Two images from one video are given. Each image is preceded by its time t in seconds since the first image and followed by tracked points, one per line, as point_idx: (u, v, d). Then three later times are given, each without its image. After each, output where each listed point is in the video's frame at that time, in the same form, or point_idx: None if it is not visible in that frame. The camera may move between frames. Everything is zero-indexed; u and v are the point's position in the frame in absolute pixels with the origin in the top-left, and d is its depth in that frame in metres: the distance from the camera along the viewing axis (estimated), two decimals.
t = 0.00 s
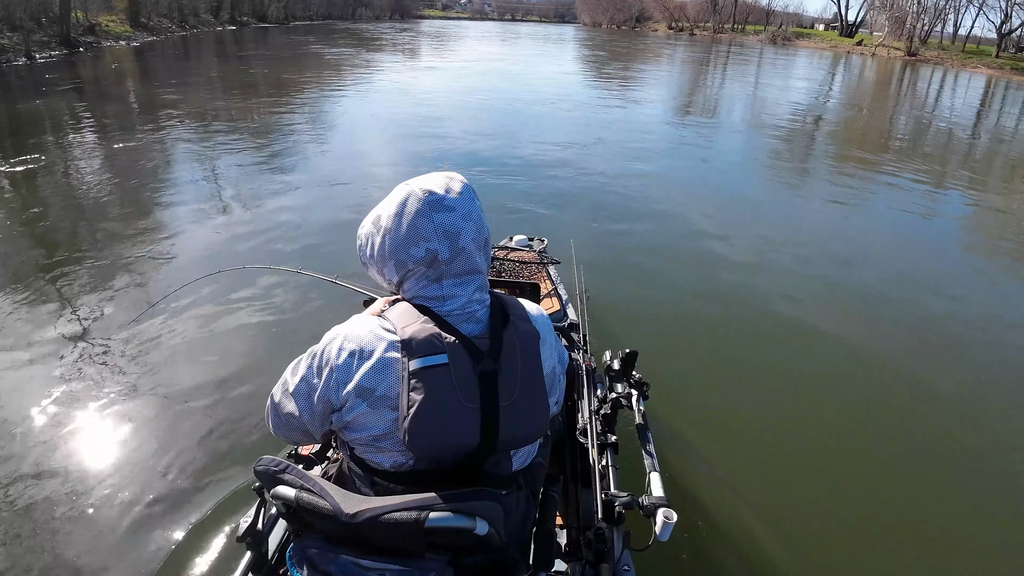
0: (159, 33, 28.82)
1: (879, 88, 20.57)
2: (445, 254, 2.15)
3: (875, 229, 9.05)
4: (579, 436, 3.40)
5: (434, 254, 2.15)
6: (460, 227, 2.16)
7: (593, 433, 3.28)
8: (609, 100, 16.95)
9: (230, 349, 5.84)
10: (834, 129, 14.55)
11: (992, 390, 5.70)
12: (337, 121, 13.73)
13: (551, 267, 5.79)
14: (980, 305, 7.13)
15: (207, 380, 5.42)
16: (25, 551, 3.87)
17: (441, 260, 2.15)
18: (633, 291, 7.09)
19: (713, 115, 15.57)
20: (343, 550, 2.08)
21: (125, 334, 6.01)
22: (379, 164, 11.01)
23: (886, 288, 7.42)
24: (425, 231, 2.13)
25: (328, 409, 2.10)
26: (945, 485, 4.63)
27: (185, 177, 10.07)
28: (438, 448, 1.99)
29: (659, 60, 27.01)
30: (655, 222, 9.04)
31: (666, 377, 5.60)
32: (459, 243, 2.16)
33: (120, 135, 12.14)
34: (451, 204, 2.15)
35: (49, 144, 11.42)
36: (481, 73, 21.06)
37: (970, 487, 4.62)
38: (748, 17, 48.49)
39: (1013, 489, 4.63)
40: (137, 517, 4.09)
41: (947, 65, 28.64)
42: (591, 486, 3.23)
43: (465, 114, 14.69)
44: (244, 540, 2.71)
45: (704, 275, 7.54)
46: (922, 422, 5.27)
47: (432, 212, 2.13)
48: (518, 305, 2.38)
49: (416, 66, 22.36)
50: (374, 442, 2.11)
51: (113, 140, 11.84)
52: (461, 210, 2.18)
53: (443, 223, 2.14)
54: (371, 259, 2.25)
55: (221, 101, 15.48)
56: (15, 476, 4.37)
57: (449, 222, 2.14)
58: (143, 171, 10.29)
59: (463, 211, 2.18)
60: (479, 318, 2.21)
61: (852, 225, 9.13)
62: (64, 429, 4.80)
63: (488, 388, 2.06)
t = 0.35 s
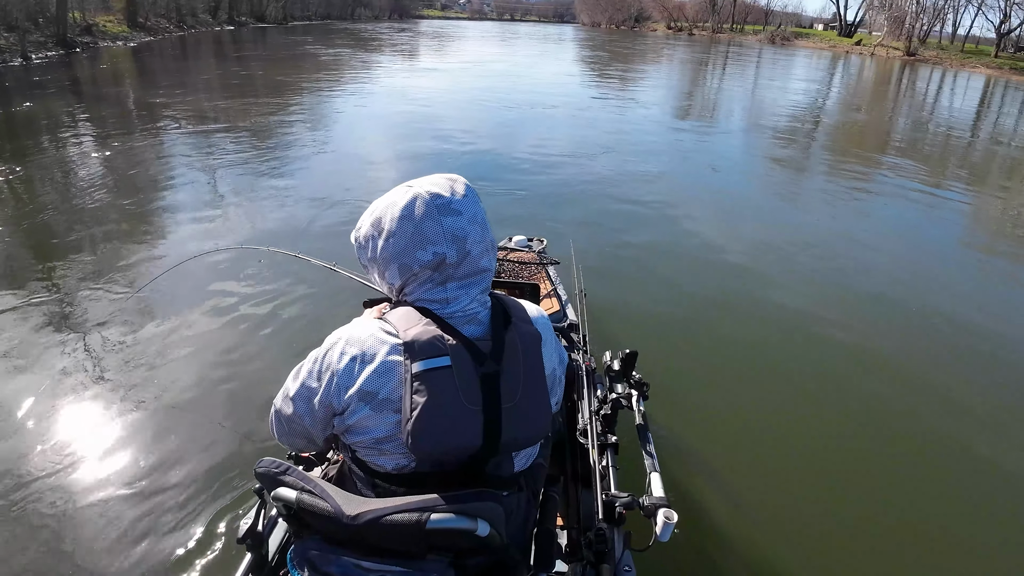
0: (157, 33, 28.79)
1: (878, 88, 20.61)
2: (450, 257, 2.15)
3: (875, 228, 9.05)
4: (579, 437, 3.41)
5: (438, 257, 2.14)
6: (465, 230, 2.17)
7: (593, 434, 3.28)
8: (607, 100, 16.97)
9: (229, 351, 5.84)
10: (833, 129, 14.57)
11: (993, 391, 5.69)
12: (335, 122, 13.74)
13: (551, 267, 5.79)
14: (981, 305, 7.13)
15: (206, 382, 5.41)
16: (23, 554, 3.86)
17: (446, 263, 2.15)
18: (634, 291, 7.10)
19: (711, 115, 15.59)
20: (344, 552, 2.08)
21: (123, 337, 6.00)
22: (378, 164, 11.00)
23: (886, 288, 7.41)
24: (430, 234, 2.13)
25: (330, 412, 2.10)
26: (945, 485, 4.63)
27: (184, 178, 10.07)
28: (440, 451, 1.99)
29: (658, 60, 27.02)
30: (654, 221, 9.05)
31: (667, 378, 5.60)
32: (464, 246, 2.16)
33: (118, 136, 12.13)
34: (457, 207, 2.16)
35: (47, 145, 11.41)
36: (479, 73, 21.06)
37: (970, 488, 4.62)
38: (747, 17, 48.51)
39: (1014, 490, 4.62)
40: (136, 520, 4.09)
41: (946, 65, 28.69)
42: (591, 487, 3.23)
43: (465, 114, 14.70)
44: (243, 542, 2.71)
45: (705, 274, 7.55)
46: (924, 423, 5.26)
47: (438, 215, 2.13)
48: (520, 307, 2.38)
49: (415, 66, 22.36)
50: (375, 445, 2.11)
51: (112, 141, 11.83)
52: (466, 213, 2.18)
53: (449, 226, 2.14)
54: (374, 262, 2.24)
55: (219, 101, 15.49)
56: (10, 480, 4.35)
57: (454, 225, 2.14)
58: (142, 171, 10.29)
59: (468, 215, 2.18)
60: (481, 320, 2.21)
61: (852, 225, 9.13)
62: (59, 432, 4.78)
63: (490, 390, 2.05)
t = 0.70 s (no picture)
0: (154, 33, 28.78)
1: (877, 88, 20.64)
2: (443, 257, 2.15)
3: (874, 228, 9.05)
4: (576, 436, 3.41)
5: (431, 257, 2.14)
6: (456, 229, 2.16)
7: (589, 433, 3.28)
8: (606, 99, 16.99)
9: (226, 352, 5.83)
10: (831, 128, 14.58)
11: (992, 391, 5.69)
12: (334, 122, 13.75)
13: (548, 267, 5.79)
14: (980, 305, 7.13)
15: (203, 383, 5.41)
16: (18, 558, 3.86)
17: (439, 263, 2.14)
18: (633, 291, 7.09)
19: (709, 115, 15.60)
20: (341, 551, 2.07)
21: (120, 339, 5.99)
22: (377, 165, 11.01)
23: (886, 288, 7.40)
24: (421, 235, 2.12)
25: (325, 412, 2.09)
26: (942, 486, 4.61)
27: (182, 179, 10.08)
28: (437, 449, 1.98)
29: (657, 60, 27.04)
30: (652, 221, 9.06)
31: (666, 377, 5.59)
32: (456, 245, 2.16)
33: (116, 137, 12.13)
34: (446, 207, 2.15)
35: (45, 146, 11.41)
36: (478, 74, 21.02)
37: (969, 488, 4.62)
38: (746, 17, 48.45)
39: (1013, 491, 4.62)
40: (133, 523, 4.09)
41: (945, 64, 28.71)
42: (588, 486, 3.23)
43: (463, 114, 14.72)
44: (240, 541, 2.70)
45: (704, 275, 7.54)
46: (923, 424, 5.25)
47: (427, 216, 2.12)
48: (516, 305, 2.38)
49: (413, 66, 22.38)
50: (372, 443, 2.11)
51: (109, 142, 11.84)
52: (456, 212, 2.17)
53: (439, 226, 2.13)
54: (367, 265, 2.24)
55: (217, 102, 15.51)
56: (6, 483, 4.34)
57: (445, 225, 2.14)
58: (139, 172, 10.30)
59: (458, 214, 2.17)
60: (478, 320, 2.21)
61: (851, 225, 9.13)
62: (55, 434, 4.77)
63: (486, 389, 2.05)
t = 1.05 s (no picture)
0: (151, 33, 28.76)
1: (876, 88, 20.65)
2: (434, 254, 2.13)
3: (873, 228, 9.03)
4: (570, 436, 3.39)
5: (424, 253, 2.13)
6: (449, 225, 2.14)
7: (583, 432, 3.27)
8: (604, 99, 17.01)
9: (222, 353, 5.82)
10: (829, 128, 14.58)
11: (992, 392, 5.67)
12: (332, 122, 13.76)
13: (545, 267, 5.77)
14: (979, 305, 7.11)
15: (200, 385, 5.39)
16: (12, 561, 3.84)
17: (431, 259, 2.13)
18: (632, 291, 7.08)
19: (708, 115, 15.61)
20: (333, 549, 2.05)
21: (116, 341, 5.98)
22: (374, 165, 11.02)
23: (886, 289, 7.38)
24: (414, 230, 2.11)
25: (317, 409, 2.08)
26: (942, 487, 4.59)
27: (179, 179, 10.08)
28: (427, 447, 1.97)
29: (656, 59, 27.02)
30: (649, 221, 9.05)
31: (666, 377, 5.57)
32: (448, 241, 2.14)
33: (113, 138, 12.11)
34: (439, 202, 2.14)
35: (42, 147, 11.42)
36: (476, 74, 20.98)
37: (969, 488, 4.60)
38: (745, 17, 48.40)
39: (1012, 491, 4.60)
40: (128, 525, 4.07)
41: (945, 63, 28.72)
42: (581, 486, 3.20)
43: (461, 114, 14.73)
44: (232, 538, 2.67)
45: (704, 275, 7.52)
46: (924, 425, 5.23)
47: (420, 211, 2.11)
48: (510, 304, 2.37)
49: (411, 66, 22.38)
50: (364, 441, 2.09)
51: (106, 142, 11.84)
52: (449, 208, 2.16)
53: (431, 221, 2.12)
54: (361, 262, 2.23)
55: (214, 102, 15.52)
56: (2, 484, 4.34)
57: (437, 220, 2.13)
58: (136, 173, 10.30)
59: (451, 210, 2.16)
60: (471, 318, 2.20)
61: (851, 225, 9.11)
62: (50, 437, 4.76)
63: (478, 387, 2.03)
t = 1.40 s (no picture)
0: (149, 33, 28.75)
1: (874, 87, 20.66)
2: (436, 254, 2.13)
3: (872, 228, 9.03)
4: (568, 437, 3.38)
5: (425, 253, 2.12)
6: (451, 225, 2.14)
7: (581, 433, 3.26)
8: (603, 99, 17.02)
9: (221, 353, 5.82)
10: (828, 127, 14.60)
11: (992, 394, 5.65)
12: (330, 123, 13.77)
13: (545, 267, 5.78)
14: (979, 305, 7.11)
15: (198, 386, 5.40)
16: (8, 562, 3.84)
17: (432, 259, 2.13)
18: (631, 290, 7.09)
19: (707, 114, 15.62)
20: (330, 547, 2.05)
21: (115, 342, 5.98)
22: (373, 165, 11.03)
23: (885, 289, 7.38)
24: (416, 229, 2.11)
25: (315, 407, 2.08)
26: (942, 489, 4.59)
27: (178, 179, 10.09)
28: (425, 447, 1.97)
29: (655, 59, 27.02)
30: (648, 220, 9.06)
31: (666, 378, 5.56)
32: (451, 242, 2.14)
33: (111, 139, 12.10)
34: (442, 203, 2.14)
35: (40, 148, 11.43)
36: (475, 74, 20.97)
37: (968, 489, 4.60)
38: (745, 16, 48.36)
39: (1012, 493, 4.60)
40: (125, 526, 4.07)
41: (944, 63, 28.73)
42: (580, 487, 3.19)
43: (460, 114, 14.74)
44: (230, 537, 2.72)
45: (704, 275, 7.52)
46: (923, 426, 5.23)
47: (423, 210, 2.11)
48: (510, 304, 2.37)
49: (410, 66, 22.39)
50: (362, 440, 2.09)
51: (105, 143, 11.84)
52: (452, 208, 2.16)
53: (434, 221, 2.12)
54: (361, 259, 2.23)
55: (213, 103, 15.52)
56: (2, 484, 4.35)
57: (440, 220, 2.12)
58: (135, 173, 10.30)
59: (454, 210, 2.16)
60: (470, 318, 2.20)
61: (850, 225, 9.11)
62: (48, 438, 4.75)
63: (476, 388, 2.03)
